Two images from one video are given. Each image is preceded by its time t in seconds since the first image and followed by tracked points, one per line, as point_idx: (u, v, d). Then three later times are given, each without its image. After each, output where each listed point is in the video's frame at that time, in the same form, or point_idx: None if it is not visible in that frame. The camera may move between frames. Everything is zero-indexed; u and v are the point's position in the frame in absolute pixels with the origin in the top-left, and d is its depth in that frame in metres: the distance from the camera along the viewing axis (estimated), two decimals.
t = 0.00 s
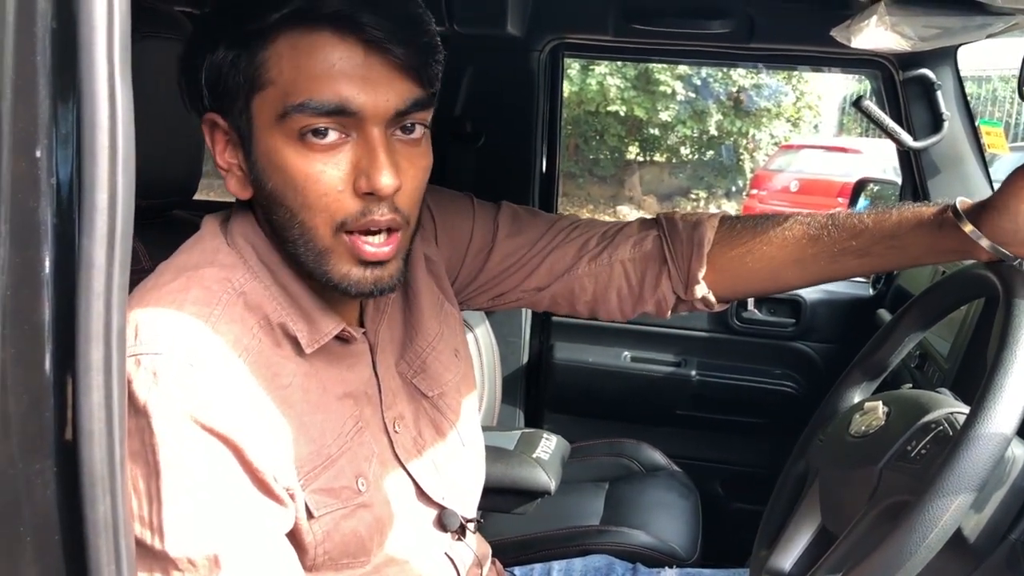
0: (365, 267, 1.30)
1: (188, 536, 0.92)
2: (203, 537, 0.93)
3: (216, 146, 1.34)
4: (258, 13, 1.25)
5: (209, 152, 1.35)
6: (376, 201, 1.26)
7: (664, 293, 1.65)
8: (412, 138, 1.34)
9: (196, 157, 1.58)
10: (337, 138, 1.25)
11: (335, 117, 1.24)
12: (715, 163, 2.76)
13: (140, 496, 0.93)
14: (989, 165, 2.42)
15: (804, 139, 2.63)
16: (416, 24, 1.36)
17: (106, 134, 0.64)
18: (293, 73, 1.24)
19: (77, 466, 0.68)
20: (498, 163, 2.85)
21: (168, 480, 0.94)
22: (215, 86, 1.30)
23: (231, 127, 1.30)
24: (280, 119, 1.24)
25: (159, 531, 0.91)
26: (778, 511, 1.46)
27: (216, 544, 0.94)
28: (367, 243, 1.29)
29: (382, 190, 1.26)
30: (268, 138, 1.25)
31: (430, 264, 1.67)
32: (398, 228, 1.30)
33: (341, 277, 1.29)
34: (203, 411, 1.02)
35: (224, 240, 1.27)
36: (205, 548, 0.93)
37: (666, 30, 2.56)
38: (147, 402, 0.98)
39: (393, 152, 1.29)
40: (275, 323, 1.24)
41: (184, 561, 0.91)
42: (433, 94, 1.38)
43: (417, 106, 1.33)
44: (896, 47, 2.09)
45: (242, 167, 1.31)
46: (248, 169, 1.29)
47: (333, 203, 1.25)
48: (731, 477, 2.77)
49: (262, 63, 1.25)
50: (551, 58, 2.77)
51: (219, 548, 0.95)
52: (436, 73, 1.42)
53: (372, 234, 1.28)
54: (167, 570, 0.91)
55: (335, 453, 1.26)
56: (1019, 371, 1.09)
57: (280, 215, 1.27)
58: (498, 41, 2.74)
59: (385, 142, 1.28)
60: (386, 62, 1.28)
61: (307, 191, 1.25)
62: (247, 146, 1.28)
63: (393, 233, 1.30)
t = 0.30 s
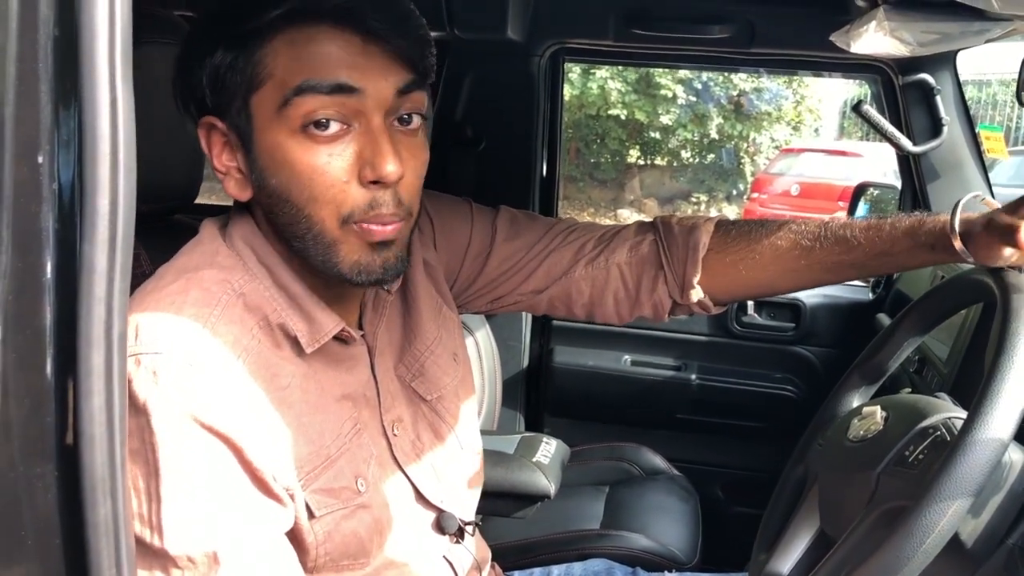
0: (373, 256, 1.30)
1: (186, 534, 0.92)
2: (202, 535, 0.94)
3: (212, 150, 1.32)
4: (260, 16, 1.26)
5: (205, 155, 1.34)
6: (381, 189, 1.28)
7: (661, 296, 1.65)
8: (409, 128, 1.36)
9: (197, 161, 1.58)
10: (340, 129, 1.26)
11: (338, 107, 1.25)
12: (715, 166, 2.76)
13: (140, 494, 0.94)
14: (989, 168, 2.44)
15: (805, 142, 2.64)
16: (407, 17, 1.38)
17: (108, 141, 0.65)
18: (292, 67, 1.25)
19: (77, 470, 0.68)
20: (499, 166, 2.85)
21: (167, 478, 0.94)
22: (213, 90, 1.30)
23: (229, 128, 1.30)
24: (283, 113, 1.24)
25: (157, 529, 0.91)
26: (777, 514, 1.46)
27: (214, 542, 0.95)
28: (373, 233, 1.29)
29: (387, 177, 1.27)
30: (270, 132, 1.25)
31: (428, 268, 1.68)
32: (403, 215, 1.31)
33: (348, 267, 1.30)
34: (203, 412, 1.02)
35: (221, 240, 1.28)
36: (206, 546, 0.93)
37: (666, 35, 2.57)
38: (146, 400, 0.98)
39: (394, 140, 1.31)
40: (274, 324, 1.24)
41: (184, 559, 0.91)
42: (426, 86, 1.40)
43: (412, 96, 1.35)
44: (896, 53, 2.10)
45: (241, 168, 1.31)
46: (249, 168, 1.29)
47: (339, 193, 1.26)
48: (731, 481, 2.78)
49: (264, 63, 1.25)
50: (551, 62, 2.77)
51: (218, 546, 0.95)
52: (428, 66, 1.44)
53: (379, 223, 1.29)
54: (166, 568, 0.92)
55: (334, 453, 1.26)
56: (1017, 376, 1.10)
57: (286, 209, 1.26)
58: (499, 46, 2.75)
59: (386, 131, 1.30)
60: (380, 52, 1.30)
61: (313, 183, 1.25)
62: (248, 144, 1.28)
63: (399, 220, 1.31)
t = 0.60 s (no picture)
0: (381, 262, 1.30)
1: (197, 537, 0.92)
2: (212, 538, 0.94)
3: (224, 146, 1.32)
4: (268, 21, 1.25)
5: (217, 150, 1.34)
6: (397, 197, 1.28)
7: (660, 298, 1.65)
8: (425, 137, 1.37)
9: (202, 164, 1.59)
10: (360, 134, 1.27)
11: (359, 113, 1.26)
12: (717, 170, 2.76)
13: (149, 497, 0.93)
14: (991, 172, 2.45)
15: (806, 146, 2.62)
16: (432, 27, 1.38)
17: (117, 142, 0.64)
18: (317, 70, 1.25)
19: (86, 471, 0.68)
20: (502, 170, 2.85)
21: (177, 480, 0.94)
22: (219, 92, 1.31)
23: (245, 125, 1.30)
24: (304, 115, 1.25)
25: (167, 531, 0.92)
26: (783, 517, 1.46)
27: (224, 545, 0.95)
28: (383, 240, 1.30)
29: (404, 186, 1.28)
30: (289, 133, 1.26)
31: (427, 268, 1.68)
32: (415, 225, 1.32)
33: (355, 271, 1.30)
34: (211, 414, 1.02)
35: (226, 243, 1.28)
36: (217, 549, 0.93)
37: (669, 39, 2.58)
38: (156, 401, 0.98)
39: (412, 149, 1.31)
40: (280, 326, 1.24)
41: (194, 561, 0.92)
42: (447, 96, 1.40)
43: (432, 106, 1.35)
44: (900, 57, 2.10)
45: (254, 167, 1.31)
46: (263, 167, 1.29)
47: (352, 198, 1.26)
48: (734, 484, 2.78)
49: (274, 69, 1.25)
50: (555, 66, 2.77)
51: (228, 549, 0.95)
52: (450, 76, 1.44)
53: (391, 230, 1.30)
54: (175, 570, 0.92)
55: (339, 455, 1.26)
56: None
57: (298, 211, 1.27)
58: (502, 49, 2.75)
59: (405, 140, 1.30)
60: (405, 62, 1.30)
61: (329, 186, 1.25)
62: (265, 143, 1.28)
63: (410, 229, 1.32)
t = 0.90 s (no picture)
0: (380, 272, 1.30)
1: (198, 539, 0.93)
2: (213, 540, 0.94)
3: (228, 148, 1.33)
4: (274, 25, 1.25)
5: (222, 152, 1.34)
6: (398, 208, 1.28)
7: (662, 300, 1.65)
8: (429, 147, 1.36)
9: (204, 164, 1.59)
10: (362, 143, 1.26)
11: (363, 122, 1.25)
12: (718, 173, 2.76)
13: (150, 500, 0.94)
14: (993, 176, 2.45)
15: (808, 149, 2.63)
16: (440, 36, 1.37)
17: (120, 142, 0.64)
18: (322, 78, 1.24)
19: (87, 472, 0.68)
20: (503, 172, 2.84)
21: (177, 483, 0.94)
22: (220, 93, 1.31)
23: (250, 130, 1.30)
24: (307, 123, 1.24)
25: (167, 534, 0.92)
26: (783, 520, 1.46)
27: (225, 547, 0.95)
28: (384, 250, 1.30)
29: (405, 197, 1.28)
30: (292, 140, 1.26)
31: (429, 270, 1.69)
32: (417, 234, 1.31)
33: (355, 279, 1.30)
34: (212, 416, 1.02)
35: (225, 245, 1.27)
36: (217, 551, 0.94)
37: (671, 41, 2.58)
38: (156, 405, 0.98)
39: (415, 160, 1.31)
40: (281, 329, 1.24)
41: (195, 564, 0.92)
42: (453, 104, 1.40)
43: (437, 116, 1.35)
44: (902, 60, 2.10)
45: (257, 169, 1.31)
46: (266, 172, 1.29)
47: (353, 207, 1.26)
48: (734, 487, 2.78)
49: (278, 73, 1.25)
50: (557, 68, 2.77)
51: (229, 552, 0.95)
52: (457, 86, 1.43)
53: (391, 240, 1.29)
54: (176, 573, 0.92)
55: (340, 457, 1.26)
56: None
57: (300, 217, 1.27)
58: (504, 50, 2.74)
59: (409, 150, 1.30)
60: (411, 71, 1.30)
61: (330, 194, 1.25)
62: (268, 148, 1.28)
63: (412, 240, 1.31)
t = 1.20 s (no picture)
0: (393, 252, 1.31)
1: (198, 533, 0.92)
2: (217, 533, 0.94)
3: (227, 143, 1.32)
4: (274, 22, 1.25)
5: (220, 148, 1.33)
6: (409, 186, 1.29)
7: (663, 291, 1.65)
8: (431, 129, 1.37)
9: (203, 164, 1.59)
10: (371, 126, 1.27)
11: (371, 104, 1.26)
12: (720, 172, 2.75)
13: (152, 494, 0.93)
14: (995, 176, 2.44)
15: (809, 148, 2.63)
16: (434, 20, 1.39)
17: (117, 139, 0.64)
18: (323, 64, 1.24)
19: (85, 469, 0.68)
20: (504, 172, 2.84)
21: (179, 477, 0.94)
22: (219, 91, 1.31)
23: (250, 122, 1.29)
24: (314, 107, 1.24)
25: (171, 529, 0.91)
26: (783, 520, 1.46)
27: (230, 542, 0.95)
28: (395, 231, 1.30)
29: (416, 175, 1.29)
30: (299, 126, 1.25)
31: (437, 267, 1.68)
32: (426, 213, 1.33)
33: (369, 261, 1.30)
34: (212, 411, 1.02)
35: (224, 240, 1.27)
36: (220, 545, 0.94)
37: (671, 40, 2.57)
38: (157, 401, 0.97)
39: (421, 139, 1.32)
40: (282, 324, 1.24)
41: (198, 558, 0.92)
42: (451, 86, 1.41)
43: (436, 99, 1.36)
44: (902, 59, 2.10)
45: (257, 162, 1.30)
46: (270, 161, 1.28)
47: (365, 190, 1.26)
48: (735, 488, 2.78)
49: (281, 61, 1.25)
50: (557, 67, 2.77)
51: (233, 546, 0.95)
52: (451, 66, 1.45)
53: (402, 219, 1.30)
54: (178, 567, 0.92)
55: (341, 454, 1.25)
56: None
57: (309, 204, 1.27)
58: (505, 49, 2.74)
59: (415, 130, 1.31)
60: (411, 53, 1.31)
61: (341, 178, 1.25)
62: (271, 138, 1.27)
63: (421, 218, 1.33)
